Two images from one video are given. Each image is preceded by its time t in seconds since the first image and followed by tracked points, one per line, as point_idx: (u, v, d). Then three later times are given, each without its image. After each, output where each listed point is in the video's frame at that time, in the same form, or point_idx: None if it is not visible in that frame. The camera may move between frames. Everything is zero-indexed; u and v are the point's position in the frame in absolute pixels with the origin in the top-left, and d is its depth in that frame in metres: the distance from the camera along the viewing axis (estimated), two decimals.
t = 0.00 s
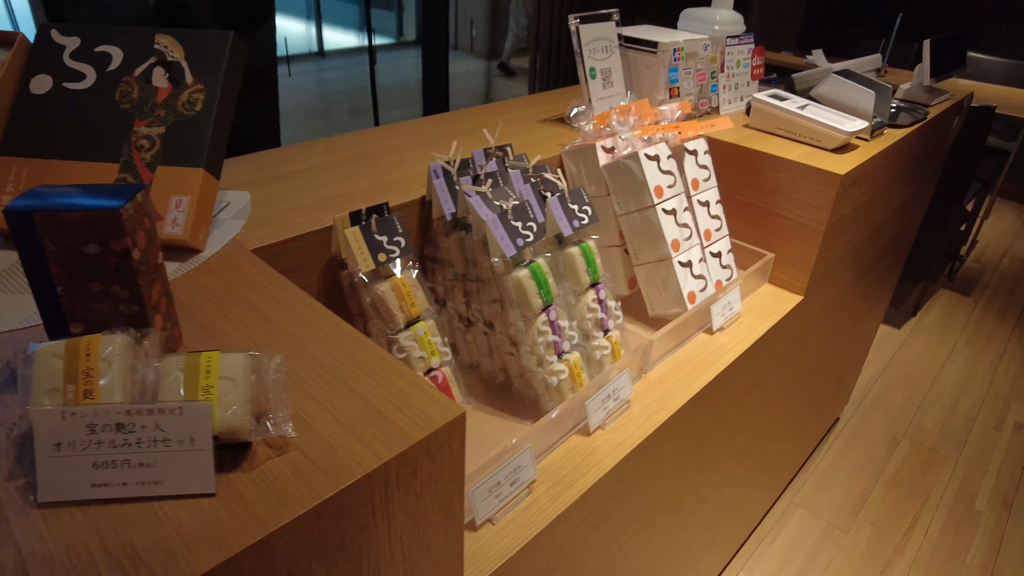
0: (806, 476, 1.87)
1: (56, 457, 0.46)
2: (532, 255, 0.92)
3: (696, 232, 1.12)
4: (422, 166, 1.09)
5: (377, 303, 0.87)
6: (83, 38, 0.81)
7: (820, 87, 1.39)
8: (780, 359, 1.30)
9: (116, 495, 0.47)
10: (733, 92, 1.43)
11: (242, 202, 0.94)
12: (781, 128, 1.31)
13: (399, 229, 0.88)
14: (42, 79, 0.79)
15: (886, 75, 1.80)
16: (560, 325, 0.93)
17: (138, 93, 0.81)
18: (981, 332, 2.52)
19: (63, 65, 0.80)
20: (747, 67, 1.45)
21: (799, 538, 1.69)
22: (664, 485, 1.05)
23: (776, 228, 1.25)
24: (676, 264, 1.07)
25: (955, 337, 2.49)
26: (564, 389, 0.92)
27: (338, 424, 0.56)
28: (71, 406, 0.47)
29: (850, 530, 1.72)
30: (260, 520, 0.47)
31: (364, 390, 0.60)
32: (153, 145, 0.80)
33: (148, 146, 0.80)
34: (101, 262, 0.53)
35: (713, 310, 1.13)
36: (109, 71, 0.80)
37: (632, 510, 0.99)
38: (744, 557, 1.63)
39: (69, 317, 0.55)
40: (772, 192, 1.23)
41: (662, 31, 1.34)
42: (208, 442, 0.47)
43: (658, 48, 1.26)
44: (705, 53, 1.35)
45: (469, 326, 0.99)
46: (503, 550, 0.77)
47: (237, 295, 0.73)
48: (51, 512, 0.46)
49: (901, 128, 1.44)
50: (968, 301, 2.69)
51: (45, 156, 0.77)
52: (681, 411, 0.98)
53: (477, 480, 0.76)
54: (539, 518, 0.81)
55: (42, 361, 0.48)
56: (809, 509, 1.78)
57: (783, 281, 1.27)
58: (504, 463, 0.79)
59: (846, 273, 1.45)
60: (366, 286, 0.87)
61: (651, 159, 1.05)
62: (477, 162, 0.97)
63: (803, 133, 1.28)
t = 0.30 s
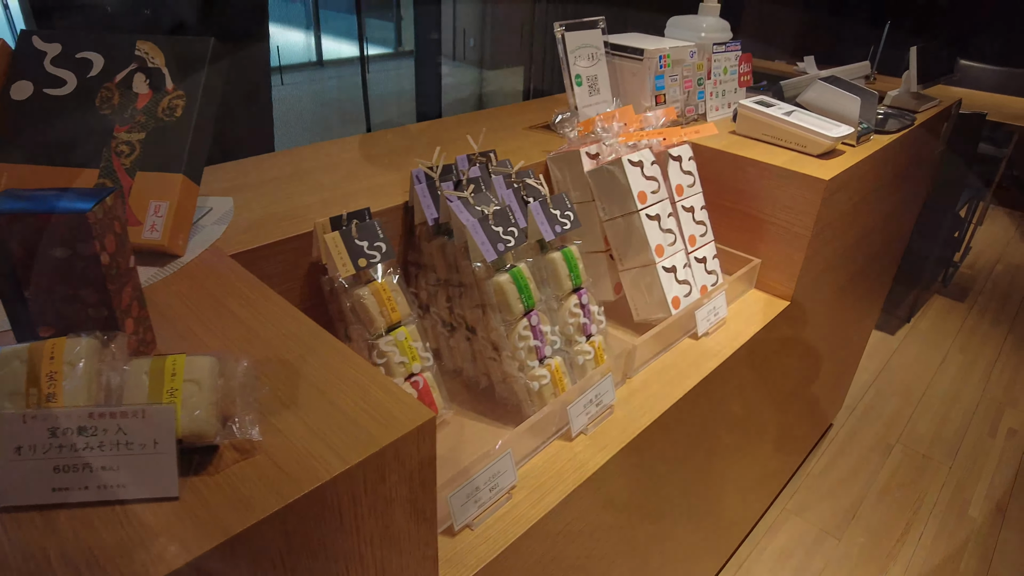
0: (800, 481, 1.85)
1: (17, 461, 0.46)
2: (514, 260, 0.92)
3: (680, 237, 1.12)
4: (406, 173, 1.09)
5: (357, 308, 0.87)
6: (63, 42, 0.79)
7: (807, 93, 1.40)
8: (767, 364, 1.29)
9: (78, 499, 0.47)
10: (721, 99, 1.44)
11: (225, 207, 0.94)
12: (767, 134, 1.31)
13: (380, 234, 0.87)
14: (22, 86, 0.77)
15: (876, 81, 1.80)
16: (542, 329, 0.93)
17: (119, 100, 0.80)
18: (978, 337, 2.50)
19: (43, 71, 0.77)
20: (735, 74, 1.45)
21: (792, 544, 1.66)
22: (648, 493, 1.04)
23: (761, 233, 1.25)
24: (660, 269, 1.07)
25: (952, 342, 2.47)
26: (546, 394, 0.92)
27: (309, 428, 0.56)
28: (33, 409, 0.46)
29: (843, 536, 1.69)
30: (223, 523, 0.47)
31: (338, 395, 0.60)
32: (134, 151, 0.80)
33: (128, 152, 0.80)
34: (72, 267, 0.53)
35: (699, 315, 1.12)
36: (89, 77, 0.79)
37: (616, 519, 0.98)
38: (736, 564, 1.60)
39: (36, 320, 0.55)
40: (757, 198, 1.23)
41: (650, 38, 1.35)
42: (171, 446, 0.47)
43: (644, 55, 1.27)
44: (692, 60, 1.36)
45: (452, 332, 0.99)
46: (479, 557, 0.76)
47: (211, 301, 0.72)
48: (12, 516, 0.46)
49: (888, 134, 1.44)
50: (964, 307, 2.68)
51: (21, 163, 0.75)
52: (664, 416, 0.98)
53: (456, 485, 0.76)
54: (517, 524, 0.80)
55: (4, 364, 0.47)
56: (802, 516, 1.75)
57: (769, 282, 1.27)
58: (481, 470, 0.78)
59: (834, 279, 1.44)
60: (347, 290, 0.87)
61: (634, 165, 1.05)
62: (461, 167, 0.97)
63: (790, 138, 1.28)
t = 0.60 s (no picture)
0: (793, 485, 1.86)
1: None
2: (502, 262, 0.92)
3: (670, 240, 1.12)
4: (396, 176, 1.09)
5: (345, 310, 0.87)
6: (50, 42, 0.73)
7: (798, 96, 1.41)
8: (761, 366, 1.29)
9: (58, 499, 0.46)
10: (712, 103, 1.45)
11: (213, 208, 0.94)
12: (757, 137, 1.31)
13: (367, 237, 0.88)
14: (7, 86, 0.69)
15: (868, 85, 1.80)
16: (531, 331, 0.93)
17: (105, 102, 0.76)
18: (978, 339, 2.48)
19: (29, 72, 0.70)
20: (726, 78, 1.47)
21: (787, 547, 1.66)
22: (640, 497, 1.03)
23: (752, 235, 1.25)
24: (651, 271, 1.07)
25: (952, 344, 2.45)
26: (535, 397, 0.92)
27: (294, 429, 0.56)
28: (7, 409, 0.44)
29: (838, 539, 1.69)
30: (205, 518, 0.47)
31: (325, 396, 0.60)
32: (119, 152, 0.78)
33: (113, 153, 0.77)
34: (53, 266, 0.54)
35: (690, 318, 1.12)
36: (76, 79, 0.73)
37: (606, 524, 0.97)
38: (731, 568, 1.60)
39: (16, 322, 0.51)
40: (749, 200, 1.23)
41: (641, 42, 1.36)
42: (149, 446, 0.48)
43: (636, 59, 1.26)
44: (682, 63, 1.36)
45: (441, 335, 0.97)
46: (466, 560, 0.75)
47: (198, 303, 0.73)
48: None
49: (879, 137, 1.45)
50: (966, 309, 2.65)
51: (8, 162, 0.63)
52: (654, 418, 0.97)
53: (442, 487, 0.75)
54: (505, 527, 0.79)
55: None
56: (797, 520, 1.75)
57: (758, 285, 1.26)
58: (467, 472, 0.78)
59: (827, 282, 1.44)
60: (334, 292, 0.87)
61: (625, 167, 1.05)
62: (451, 169, 0.97)
63: (780, 141, 1.28)
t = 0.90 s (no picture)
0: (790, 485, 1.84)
1: None
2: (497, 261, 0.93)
3: (662, 238, 1.13)
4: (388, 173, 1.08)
5: (335, 309, 0.85)
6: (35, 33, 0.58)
7: (789, 96, 1.41)
8: (757, 365, 1.28)
9: (62, 488, 0.47)
10: (704, 102, 1.47)
11: (201, 206, 0.92)
12: (749, 137, 1.31)
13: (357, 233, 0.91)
14: None
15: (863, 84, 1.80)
16: (521, 328, 0.93)
17: (93, 98, 0.63)
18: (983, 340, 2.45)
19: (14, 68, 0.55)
20: (718, 78, 1.49)
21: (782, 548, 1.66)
22: (634, 496, 1.02)
23: (745, 233, 1.25)
24: (642, 270, 1.07)
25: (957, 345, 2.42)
26: (526, 393, 0.91)
27: (285, 428, 0.58)
28: None
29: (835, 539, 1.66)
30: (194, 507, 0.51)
31: (321, 396, 0.62)
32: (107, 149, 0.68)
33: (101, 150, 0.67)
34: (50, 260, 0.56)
35: (682, 317, 1.12)
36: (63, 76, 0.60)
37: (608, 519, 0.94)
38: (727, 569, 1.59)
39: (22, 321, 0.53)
40: (741, 199, 1.23)
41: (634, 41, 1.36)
42: (132, 440, 0.50)
43: (628, 58, 1.26)
44: (674, 63, 1.37)
45: (432, 333, 0.95)
46: (459, 557, 0.74)
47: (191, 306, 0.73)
48: None
49: (872, 136, 1.45)
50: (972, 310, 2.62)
51: None
52: (645, 415, 0.97)
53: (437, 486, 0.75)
54: (494, 525, 0.78)
55: None
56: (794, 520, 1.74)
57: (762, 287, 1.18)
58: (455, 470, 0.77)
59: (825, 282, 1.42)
60: (324, 289, 0.86)
61: (617, 166, 1.06)
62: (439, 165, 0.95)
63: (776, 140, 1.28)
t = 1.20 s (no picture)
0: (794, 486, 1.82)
1: None
2: (488, 254, 0.98)
3: (654, 237, 1.19)
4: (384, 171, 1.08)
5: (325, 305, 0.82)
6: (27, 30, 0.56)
7: (784, 94, 1.41)
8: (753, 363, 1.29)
9: (63, 482, 0.51)
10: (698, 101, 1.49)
11: (194, 204, 0.80)
12: (743, 136, 1.31)
13: (348, 231, 0.92)
14: None
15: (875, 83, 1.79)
16: (514, 326, 0.95)
17: (83, 95, 0.61)
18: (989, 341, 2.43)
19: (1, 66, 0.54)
20: (712, 77, 1.52)
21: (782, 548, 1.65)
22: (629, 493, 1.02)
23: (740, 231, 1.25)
24: (635, 268, 1.14)
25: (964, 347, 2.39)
26: (518, 390, 0.91)
27: (283, 426, 0.67)
28: None
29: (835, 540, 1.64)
30: (189, 500, 0.55)
31: (313, 394, 0.70)
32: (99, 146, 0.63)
33: (92, 146, 0.63)
34: (49, 251, 0.57)
35: (675, 314, 1.16)
36: (55, 73, 0.58)
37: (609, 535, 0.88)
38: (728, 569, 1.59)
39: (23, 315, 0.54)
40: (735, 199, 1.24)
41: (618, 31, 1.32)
42: (116, 430, 0.54)
43: (623, 57, 1.27)
44: (669, 62, 1.38)
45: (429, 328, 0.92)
46: (450, 555, 0.74)
47: (187, 299, 0.72)
48: None
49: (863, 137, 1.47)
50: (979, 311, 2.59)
51: None
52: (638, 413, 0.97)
53: (432, 483, 0.74)
54: (485, 521, 0.79)
55: None
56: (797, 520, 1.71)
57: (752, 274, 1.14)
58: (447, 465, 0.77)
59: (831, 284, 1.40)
60: (315, 284, 0.83)
61: (608, 164, 1.13)
62: (431, 158, 0.98)
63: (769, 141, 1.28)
